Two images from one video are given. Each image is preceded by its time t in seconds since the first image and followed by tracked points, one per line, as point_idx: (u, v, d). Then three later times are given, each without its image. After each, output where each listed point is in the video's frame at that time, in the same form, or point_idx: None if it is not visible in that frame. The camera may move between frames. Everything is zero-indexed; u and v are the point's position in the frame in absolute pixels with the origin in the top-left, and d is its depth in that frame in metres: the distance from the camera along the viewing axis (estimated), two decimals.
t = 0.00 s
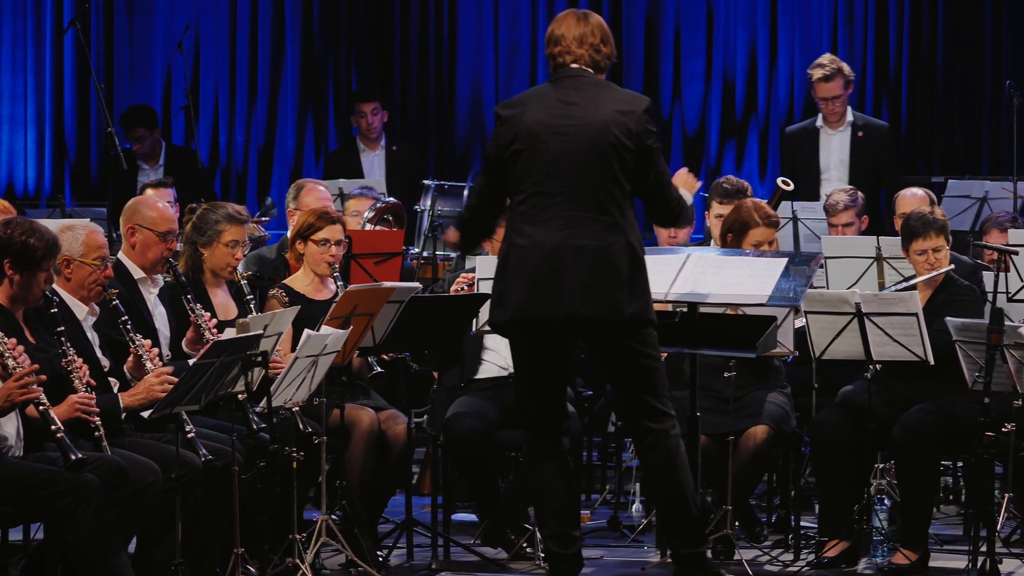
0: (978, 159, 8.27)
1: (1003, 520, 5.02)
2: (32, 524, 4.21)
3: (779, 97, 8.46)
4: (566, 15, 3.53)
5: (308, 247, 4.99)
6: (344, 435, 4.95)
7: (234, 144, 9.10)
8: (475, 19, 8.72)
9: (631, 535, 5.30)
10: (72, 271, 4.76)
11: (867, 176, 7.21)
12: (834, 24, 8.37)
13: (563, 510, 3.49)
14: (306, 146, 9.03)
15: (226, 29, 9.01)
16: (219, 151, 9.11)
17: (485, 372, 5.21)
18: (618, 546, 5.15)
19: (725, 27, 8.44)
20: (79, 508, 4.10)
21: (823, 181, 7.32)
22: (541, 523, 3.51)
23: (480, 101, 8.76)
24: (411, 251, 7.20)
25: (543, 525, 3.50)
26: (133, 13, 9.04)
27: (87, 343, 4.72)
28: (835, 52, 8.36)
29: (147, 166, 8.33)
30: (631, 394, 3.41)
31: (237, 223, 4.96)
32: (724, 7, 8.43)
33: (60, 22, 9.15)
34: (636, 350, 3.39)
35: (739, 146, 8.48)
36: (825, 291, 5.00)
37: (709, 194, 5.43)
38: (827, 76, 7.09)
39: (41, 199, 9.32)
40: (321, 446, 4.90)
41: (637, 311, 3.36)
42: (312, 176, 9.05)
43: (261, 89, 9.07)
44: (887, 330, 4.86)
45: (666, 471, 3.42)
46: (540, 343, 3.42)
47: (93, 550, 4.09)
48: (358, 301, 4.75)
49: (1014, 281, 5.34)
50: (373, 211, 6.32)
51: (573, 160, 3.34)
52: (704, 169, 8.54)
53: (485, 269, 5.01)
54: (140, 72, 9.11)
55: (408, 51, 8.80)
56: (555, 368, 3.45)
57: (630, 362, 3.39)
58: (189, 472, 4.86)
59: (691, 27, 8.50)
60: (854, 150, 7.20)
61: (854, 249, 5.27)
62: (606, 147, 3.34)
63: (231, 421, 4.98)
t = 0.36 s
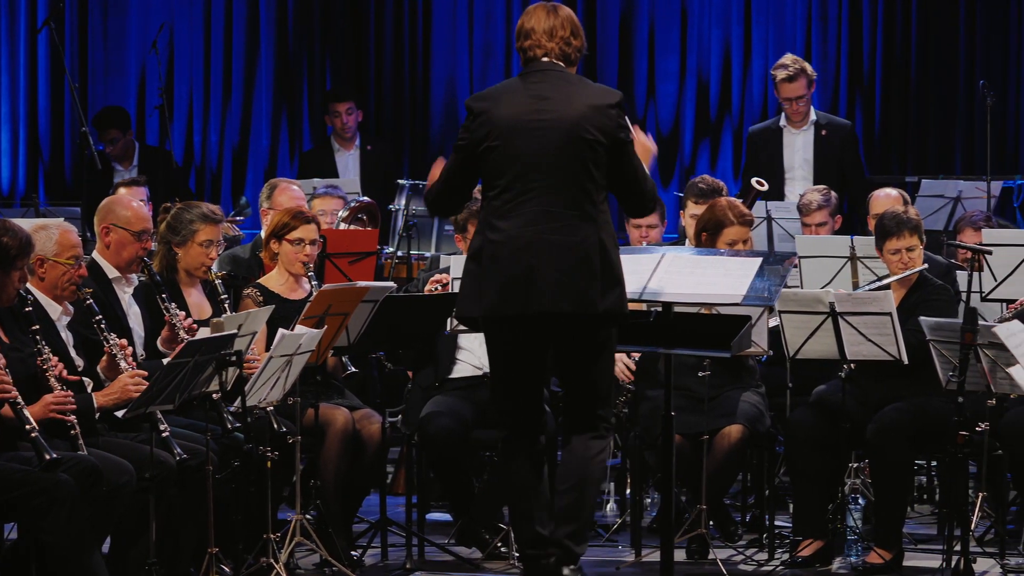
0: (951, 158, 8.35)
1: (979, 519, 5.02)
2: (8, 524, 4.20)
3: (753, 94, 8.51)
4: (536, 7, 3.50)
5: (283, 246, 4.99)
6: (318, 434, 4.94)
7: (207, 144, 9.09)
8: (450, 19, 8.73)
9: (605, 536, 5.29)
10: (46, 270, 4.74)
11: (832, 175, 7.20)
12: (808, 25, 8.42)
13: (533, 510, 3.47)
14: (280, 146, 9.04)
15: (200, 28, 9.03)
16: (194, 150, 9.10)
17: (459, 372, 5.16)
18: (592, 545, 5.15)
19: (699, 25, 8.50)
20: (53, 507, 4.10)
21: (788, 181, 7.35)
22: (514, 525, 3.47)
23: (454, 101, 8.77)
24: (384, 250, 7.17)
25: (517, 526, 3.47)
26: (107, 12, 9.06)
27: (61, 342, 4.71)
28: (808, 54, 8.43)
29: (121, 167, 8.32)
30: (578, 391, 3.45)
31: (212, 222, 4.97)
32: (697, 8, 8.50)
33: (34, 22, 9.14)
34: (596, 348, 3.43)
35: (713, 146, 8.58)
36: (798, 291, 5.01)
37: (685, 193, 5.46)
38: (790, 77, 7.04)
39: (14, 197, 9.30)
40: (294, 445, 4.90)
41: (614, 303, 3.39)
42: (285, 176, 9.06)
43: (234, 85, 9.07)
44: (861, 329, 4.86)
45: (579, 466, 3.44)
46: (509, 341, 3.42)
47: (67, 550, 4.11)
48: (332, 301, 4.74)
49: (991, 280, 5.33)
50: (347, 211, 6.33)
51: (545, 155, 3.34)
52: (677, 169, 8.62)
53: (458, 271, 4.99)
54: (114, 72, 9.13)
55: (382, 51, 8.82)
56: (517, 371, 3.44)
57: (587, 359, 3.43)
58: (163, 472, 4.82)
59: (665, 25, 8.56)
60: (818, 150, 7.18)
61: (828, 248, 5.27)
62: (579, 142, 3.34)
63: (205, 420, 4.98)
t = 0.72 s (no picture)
0: (923, 157, 8.40)
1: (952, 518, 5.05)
2: None
3: (724, 97, 8.53)
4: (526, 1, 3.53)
5: (256, 246, 4.99)
6: (291, 433, 4.95)
7: (181, 144, 9.08)
8: (423, 16, 8.78)
9: (579, 535, 5.30)
10: (19, 269, 4.72)
11: (808, 176, 7.22)
12: (780, 21, 8.44)
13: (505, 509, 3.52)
14: (253, 144, 9.05)
15: (173, 28, 9.02)
16: (167, 150, 9.08)
17: (433, 371, 5.24)
18: (565, 544, 5.15)
19: (672, 25, 8.52)
20: (26, 507, 4.11)
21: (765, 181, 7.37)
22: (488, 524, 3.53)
23: (428, 100, 8.83)
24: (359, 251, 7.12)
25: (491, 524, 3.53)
26: (81, 11, 9.04)
27: (34, 341, 4.69)
28: (781, 52, 8.44)
29: (96, 166, 8.32)
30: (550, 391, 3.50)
31: (185, 222, 4.98)
32: (670, 8, 8.52)
33: (8, 21, 9.11)
34: (568, 347, 3.47)
35: (685, 145, 8.56)
36: (771, 290, 5.02)
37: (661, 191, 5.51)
38: (769, 76, 7.07)
39: None
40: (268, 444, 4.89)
41: (598, 301, 3.40)
42: (259, 174, 9.06)
43: (208, 86, 9.07)
44: (834, 328, 4.86)
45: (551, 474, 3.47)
46: (492, 337, 3.45)
47: (39, 551, 4.11)
48: (306, 301, 4.73)
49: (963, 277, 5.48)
50: (319, 209, 6.35)
51: (529, 154, 3.35)
52: (650, 168, 8.62)
53: (433, 269, 5.00)
54: (87, 72, 9.13)
55: (357, 55, 8.84)
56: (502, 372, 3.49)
57: (560, 359, 3.48)
58: (137, 472, 4.81)
59: (638, 22, 8.57)
60: (795, 148, 7.20)
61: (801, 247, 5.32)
62: (563, 144, 3.35)
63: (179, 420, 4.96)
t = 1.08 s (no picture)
0: (898, 158, 8.49)
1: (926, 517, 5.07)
2: None
3: (698, 95, 8.64)
4: None
5: (229, 246, 4.99)
6: (265, 432, 4.95)
7: (155, 143, 9.15)
8: (397, 16, 8.86)
9: (552, 534, 5.31)
10: None
11: (787, 175, 7.23)
12: (754, 22, 8.54)
13: (480, 509, 3.52)
14: (228, 143, 9.12)
15: (147, 28, 9.07)
16: (141, 150, 9.16)
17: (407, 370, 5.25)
18: (539, 544, 5.16)
19: (646, 24, 8.64)
20: None
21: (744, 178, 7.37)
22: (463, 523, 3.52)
23: (401, 100, 8.92)
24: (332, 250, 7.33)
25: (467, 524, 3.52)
26: (55, 12, 9.10)
27: (8, 341, 4.67)
28: (754, 50, 8.53)
29: (70, 166, 8.31)
30: (529, 394, 3.46)
31: (158, 221, 4.99)
32: (644, 9, 8.63)
33: None
34: (546, 348, 3.43)
35: (660, 144, 8.72)
36: (744, 289, 5.00)
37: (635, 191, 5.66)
38: (744, 76, 7.12)
39: None
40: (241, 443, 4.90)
41: (578, 303, 3.37)
42: (233, 174, 9.13)
43: (182, 84, 9.12)
44: (807, 328, 4.86)
45: (527, 475, 3.45)
46: (461, 336, 3.43)
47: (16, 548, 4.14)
48: (279, 300, 4.73)
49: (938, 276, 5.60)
50: (293, 209, 6.49)
51: (510, 155, 3.31)
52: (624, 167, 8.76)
53: (406, 268, 5.01)
54: (61, 71, 9.18)
55: (330, 50, 8.95)
56: (478, 374, 3.45)
57: (537, 360, 3.44)
58: (111, 471, 4.80)
59: (612, 22, 8.69)
60: (775, 147, 7.22)
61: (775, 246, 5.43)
62: (545, 144, 3.31)
63: (153, 419, 4.95)
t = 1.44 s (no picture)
0: (872, 157, 8.52)
1: (902, 516, 5.05)
2: None
3: (672, 95, 8.76)
4: None
5: (203, 246, 4.99)
6: (240, 432, 4.96)
7: (129, 143, 9.28)
8: (371, 16, 8.99)
9: (526, 534, 5.32)
10: None
11: (763, 174, 7.24)
12: (729, 25, 8.64)
13: (456, 508, 3.44)
14: (202, 144, 9.26)
15: (122, 29, 9.22)
16: (114, 149, 9.30)
17: (382, 371, 5.26)
18: (513, 543, 5.17)
19: (620, 23, 8.78)
20: None
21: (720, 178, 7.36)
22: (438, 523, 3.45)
23: (376, 99, 9.03)
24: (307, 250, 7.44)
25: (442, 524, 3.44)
26: (29, 12, 9.25)
27: None
28: (728, 48, 8.63)
29: (44, 165, 8.33)
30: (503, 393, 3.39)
31: (130, 219, 5.02)
32: (618, 8, 8.76)
33: None
34: (520, 346, 3.38)
35: (634, 144, 8.82)
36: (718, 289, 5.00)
37: (609, 193, 5.68)
38: (715, 76, 7.13)
39: None
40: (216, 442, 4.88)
41: (554, 305, 3.35)
42: (207, 174, 9.26)
43: (156, 82, 9.25)
44: (782, 327, 4.87)
45: (500, 475, 3.38)
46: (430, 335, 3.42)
47: None
48: (254, 300, 4.71)
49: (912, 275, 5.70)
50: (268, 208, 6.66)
51: (488, 156, 3.29)
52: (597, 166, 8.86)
53: (381, 269, 5.02)
54: (35, 69, 9.32)
55: (304, 49, 9.07)
56: (450, 371, 3.37)
57: (512, 360, 3.38)
58: (86, 471, 4.77)
59: (586, 22, 8.83)
60: (751, 147, 7.23)
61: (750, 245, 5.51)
62: (523, 145, 3.30)
63: (128, 419, 4.93)
